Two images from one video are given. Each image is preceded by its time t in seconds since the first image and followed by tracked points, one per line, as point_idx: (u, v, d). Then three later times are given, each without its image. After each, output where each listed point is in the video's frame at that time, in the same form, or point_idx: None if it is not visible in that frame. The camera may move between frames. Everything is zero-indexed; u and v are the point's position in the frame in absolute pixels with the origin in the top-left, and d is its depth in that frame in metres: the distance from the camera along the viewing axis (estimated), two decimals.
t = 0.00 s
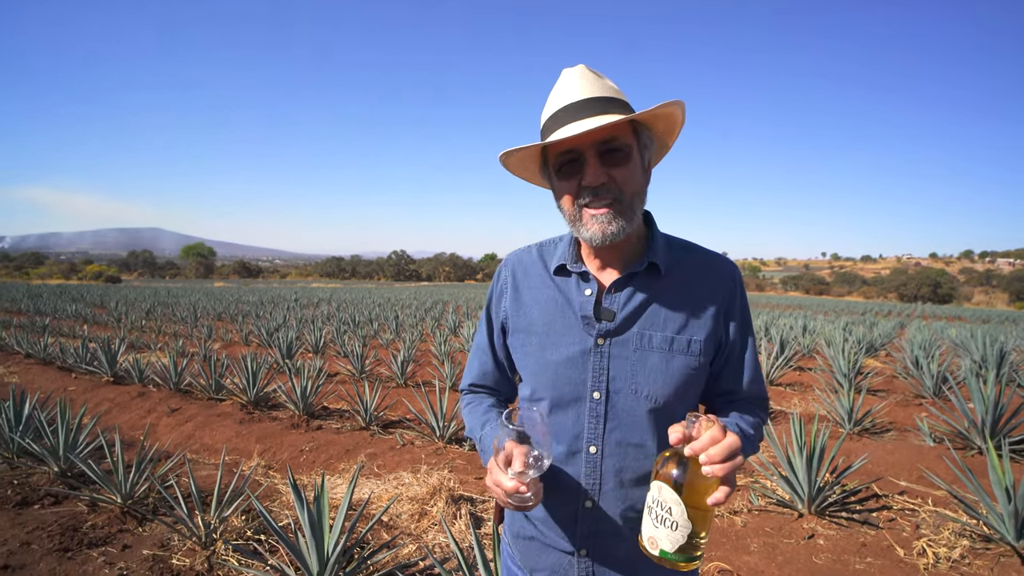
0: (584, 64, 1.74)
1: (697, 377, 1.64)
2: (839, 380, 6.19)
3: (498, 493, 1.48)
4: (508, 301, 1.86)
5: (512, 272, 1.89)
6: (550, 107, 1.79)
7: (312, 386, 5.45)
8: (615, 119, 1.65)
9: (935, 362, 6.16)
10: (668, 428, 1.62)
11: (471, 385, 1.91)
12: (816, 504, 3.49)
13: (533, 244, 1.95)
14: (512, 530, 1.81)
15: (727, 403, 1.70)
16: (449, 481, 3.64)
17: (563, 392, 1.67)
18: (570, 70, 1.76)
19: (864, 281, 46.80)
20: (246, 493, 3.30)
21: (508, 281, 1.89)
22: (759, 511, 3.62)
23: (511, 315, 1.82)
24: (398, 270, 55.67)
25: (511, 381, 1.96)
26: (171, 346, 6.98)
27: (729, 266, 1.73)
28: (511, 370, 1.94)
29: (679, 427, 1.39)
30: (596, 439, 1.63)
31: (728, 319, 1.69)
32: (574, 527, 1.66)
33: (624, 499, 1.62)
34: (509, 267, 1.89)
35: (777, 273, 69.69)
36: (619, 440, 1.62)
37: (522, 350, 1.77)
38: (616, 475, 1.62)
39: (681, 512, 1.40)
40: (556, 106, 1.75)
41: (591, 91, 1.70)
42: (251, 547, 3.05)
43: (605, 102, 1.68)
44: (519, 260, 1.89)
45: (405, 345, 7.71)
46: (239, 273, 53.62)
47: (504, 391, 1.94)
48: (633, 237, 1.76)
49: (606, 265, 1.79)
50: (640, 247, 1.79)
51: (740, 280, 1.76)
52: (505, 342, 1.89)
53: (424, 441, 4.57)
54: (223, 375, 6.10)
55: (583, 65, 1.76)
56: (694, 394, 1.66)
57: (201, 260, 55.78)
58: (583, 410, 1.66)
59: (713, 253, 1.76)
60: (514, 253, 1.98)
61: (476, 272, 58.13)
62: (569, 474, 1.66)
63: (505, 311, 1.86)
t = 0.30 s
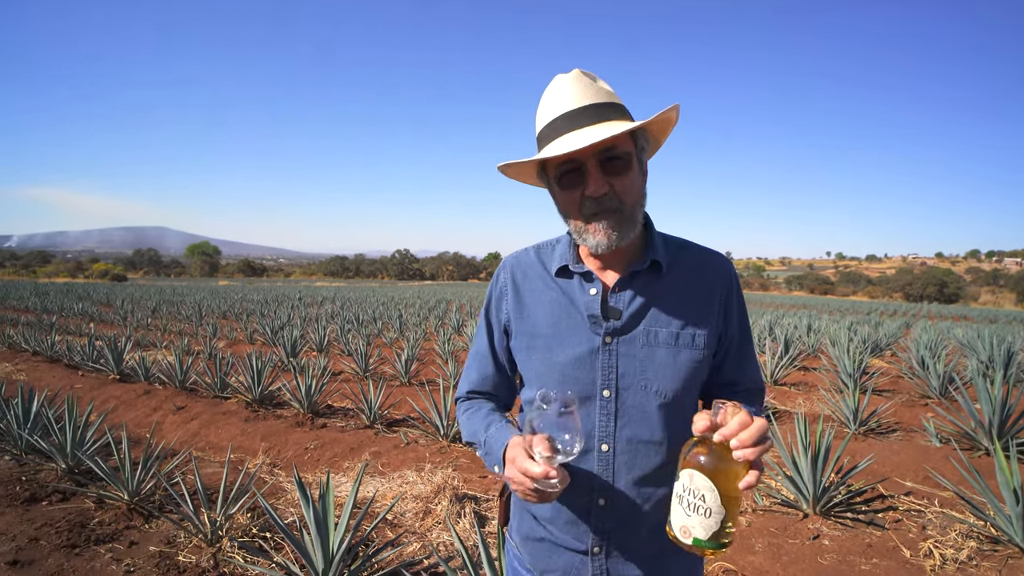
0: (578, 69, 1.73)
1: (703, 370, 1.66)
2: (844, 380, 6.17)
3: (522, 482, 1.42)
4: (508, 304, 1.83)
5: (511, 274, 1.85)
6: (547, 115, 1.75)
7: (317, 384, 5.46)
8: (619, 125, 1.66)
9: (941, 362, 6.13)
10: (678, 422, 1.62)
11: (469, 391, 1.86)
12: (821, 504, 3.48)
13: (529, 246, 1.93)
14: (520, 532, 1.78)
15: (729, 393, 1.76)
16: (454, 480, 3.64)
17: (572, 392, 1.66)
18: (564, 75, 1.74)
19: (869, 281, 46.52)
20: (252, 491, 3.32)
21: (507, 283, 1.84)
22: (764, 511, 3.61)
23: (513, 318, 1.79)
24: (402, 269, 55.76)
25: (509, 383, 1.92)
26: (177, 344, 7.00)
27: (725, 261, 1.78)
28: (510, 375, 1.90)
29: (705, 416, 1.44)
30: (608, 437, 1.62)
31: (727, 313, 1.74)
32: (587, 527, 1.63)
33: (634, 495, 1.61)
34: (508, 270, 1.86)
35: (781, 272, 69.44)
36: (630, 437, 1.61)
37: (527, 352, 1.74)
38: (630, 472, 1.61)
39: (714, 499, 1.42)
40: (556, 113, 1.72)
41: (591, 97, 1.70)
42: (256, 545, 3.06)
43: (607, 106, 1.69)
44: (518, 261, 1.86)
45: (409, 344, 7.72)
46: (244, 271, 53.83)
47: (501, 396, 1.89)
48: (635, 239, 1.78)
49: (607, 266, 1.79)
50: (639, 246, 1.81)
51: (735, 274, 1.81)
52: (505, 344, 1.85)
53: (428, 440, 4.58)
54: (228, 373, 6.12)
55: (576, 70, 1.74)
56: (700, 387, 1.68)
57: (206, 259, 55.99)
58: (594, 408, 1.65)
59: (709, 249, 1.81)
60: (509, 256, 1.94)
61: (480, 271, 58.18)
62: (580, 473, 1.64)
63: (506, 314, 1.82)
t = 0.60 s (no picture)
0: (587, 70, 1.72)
1: (713, 368, 1.69)
2: (853, 381, 6.13)
3: (535, 458, 1.37)
4: (515, 309, 1.78)
5: (515, 277, 1.81)
6: (554, 114, 1.74)
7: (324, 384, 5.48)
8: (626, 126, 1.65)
9: (952, 363, 6.07)
10: (692, 420, 1.63)
11: (471, 399, 1.78)
12: (830, 507, 3.46)
13: (532, 248, 1.91)
14: (535, 537, 1.73)
15: (736, 389, 1.79)
16: (461, 480, 3.64)
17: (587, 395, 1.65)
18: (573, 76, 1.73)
19: (878, 281, 46.12)
20: (261, 490, 3.34)
21: (512, 286, 1.79)
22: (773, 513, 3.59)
23: (521, 323, 1.74)
24: (408, 269, 55.88)
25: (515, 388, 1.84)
26: (186, 344, 7.05)
27: (727, 259, 1.82)
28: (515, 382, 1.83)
29: (744, 405, 1.49)
30: (626, 439, 1.61)
31: (732, 310, 1.77)
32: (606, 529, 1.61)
33: (652, 494, 1.60)
34: (512, 273, 1.80)
35: (789, 273, 69.01)
36: (647, 438, 1.60)
37: (539, 356, 1.71)
38: (648, 472, 1.60)
39: (758, 487, 1.48)
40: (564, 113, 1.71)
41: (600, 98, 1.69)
42: (266, 543, 3.08)
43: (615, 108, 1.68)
44: (522, 264, 1.82)
45: (416, 344, 7.73)
46: (251, 272, 54.13)
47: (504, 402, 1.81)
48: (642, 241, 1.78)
49: (615, 268, 1.79)
50: (644, 248, 1.82)
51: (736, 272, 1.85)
52: (512, 348, 1.79)
53: (435, 440, 4.59)
54: (236, 373, 6.15)
55: (584, 71, 1.73)
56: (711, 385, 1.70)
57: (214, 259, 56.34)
58: (609, 410, 1.64)
59: (711, 248, 1.84)
60: (510, 259, 1.89)
61: (486, 271, 58.21)
62: (598, 476, 1.62)
63: (513, 318, 1.77)
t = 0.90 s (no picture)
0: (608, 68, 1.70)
1: (726, 364, 1.69)
2: (864, 383, 6.08)
3: (581, 462, 1.28)
4: (526, 310, 1.76)
5: (525, 278, 1.78)
6: (575, 111, 1.70)
7: (333, 385, 5.51)
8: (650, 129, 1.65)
9: (965, 365, 6.00)
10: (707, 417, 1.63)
11: (481, 403, 1.71)
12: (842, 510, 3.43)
13: (539, 249, 1.89)
14: (550, 538, 1.72)
15: (747, 383, 1.81)
16: (470, 480, 3.64)
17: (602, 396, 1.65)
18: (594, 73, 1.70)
19: (888, 282, 45.69)
20: (272, 489, 3.35)
21: (522, 287, 1.77)
22: (784, 515, 3.57)
23: (533, 325, 1.72)
24: (415, 270, 56.04)
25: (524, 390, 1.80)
26: (196, 344, 7.10)
27: (732, 254, 1.84)
28: (526, 384, 1.77)
29: (778, 372, 1.51)
30: (642, 438, 1.60)
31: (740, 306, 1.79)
32: (623, 528, 1.60)
33: (668, 492, 1.59)
34: (521, 274, 1.79)
35: (797, 274, 68.55)
36: (664, 435, 1.60)
37: (553, 357, 1.69)
38: (664, 470, 1.59)
39: (813, 452, 1.46)
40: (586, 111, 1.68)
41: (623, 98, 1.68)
42: (276, 542, 3.09)
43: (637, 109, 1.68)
44: (531, 265, 1.80)
45: (423, 345, 7.75)
46: (259, 272, 54.46)
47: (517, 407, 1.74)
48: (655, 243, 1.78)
49: (627, 269, 1.79)
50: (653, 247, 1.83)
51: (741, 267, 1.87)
52: (524, 350, 1.76)
53: (443, 441, 4.59)
54: (246, 373, 6.19)
55: (600, 70, 1.71)
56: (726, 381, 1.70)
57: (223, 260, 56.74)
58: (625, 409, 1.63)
59: (716, 244, 1.86)
60: (517, 260, 1.88)
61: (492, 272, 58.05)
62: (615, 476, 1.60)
63: (524, 319, 1.75)
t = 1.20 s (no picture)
0: (635, 70, 1.62)
1: (735, 359, 1.70)
2: (876, 384, 6.03)
3: (625, 454, 1.23)
4: (539, 307, 1.74)
5: (537, 275, 1.77)
6: (593, 122, 1.67)
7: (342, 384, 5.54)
8: (673, 143, 1.65)
9: (979, 367, 5.93)
10: (720, 411, 1.64)
11: (498, 401, 1.68)
12: (854, 512, 3.40)
13: (549, 247, 1.89)
14: (561, 535, 1.72)
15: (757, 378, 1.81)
16: (479, 480, 3.64)
17: (615, 392, 1.65)
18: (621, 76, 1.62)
19: (898, 283, 45.27)
20: (282, 488, 3.37)
21: (534, 284, 1.76)
22: (794, 517, 3.55)
23: (546, 322, 1.72)
24: (422, 271, 56.20)
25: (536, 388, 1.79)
26: (206, 344, 7.15)
27: (739, 249, 1.85)
28: (540, 381, 1.76)
29: (794, 328, 1.49)
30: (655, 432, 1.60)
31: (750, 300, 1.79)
32: (636, 523, 1.60)
33: (682, 486, 1.59)
34: (533, 271, 1.78)
35: (805, 274, 68.06)
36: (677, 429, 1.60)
37: (566, 354, 1.69)
38: (677, 464, 1.59)
39: (839, 405, 1.38)
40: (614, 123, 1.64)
41: (648, 108, 1.66)
42: (287, 541, 3.11)
43: (659, 119, 1.67)
44: (543, 263, 1.79)
45: (431, 345, 7.77)
46: (267, 273, 54.79)
47: (534, 406, 1.71)
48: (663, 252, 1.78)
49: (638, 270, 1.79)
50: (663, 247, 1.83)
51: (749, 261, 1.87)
52: (538, 347, 1.74)
53: (452, 441, 4.60)
54: (256, 372, 6.23)
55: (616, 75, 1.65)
56: (736, 375, 1.71)
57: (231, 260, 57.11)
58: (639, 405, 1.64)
59: (722, 240, 1.87)
60: (527, 258, 1.87)
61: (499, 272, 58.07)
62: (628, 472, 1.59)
63: (537, 316, 1.74)
